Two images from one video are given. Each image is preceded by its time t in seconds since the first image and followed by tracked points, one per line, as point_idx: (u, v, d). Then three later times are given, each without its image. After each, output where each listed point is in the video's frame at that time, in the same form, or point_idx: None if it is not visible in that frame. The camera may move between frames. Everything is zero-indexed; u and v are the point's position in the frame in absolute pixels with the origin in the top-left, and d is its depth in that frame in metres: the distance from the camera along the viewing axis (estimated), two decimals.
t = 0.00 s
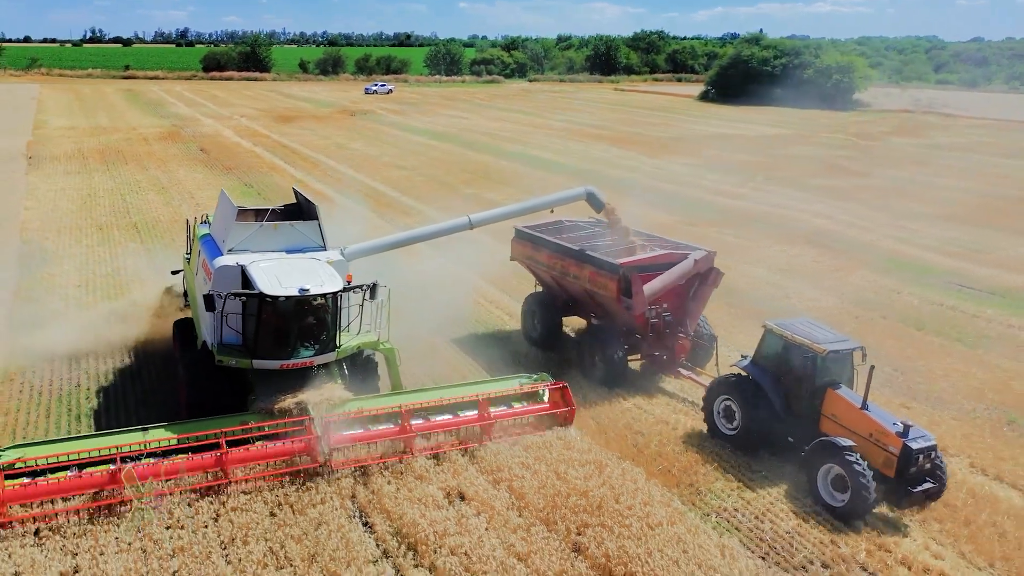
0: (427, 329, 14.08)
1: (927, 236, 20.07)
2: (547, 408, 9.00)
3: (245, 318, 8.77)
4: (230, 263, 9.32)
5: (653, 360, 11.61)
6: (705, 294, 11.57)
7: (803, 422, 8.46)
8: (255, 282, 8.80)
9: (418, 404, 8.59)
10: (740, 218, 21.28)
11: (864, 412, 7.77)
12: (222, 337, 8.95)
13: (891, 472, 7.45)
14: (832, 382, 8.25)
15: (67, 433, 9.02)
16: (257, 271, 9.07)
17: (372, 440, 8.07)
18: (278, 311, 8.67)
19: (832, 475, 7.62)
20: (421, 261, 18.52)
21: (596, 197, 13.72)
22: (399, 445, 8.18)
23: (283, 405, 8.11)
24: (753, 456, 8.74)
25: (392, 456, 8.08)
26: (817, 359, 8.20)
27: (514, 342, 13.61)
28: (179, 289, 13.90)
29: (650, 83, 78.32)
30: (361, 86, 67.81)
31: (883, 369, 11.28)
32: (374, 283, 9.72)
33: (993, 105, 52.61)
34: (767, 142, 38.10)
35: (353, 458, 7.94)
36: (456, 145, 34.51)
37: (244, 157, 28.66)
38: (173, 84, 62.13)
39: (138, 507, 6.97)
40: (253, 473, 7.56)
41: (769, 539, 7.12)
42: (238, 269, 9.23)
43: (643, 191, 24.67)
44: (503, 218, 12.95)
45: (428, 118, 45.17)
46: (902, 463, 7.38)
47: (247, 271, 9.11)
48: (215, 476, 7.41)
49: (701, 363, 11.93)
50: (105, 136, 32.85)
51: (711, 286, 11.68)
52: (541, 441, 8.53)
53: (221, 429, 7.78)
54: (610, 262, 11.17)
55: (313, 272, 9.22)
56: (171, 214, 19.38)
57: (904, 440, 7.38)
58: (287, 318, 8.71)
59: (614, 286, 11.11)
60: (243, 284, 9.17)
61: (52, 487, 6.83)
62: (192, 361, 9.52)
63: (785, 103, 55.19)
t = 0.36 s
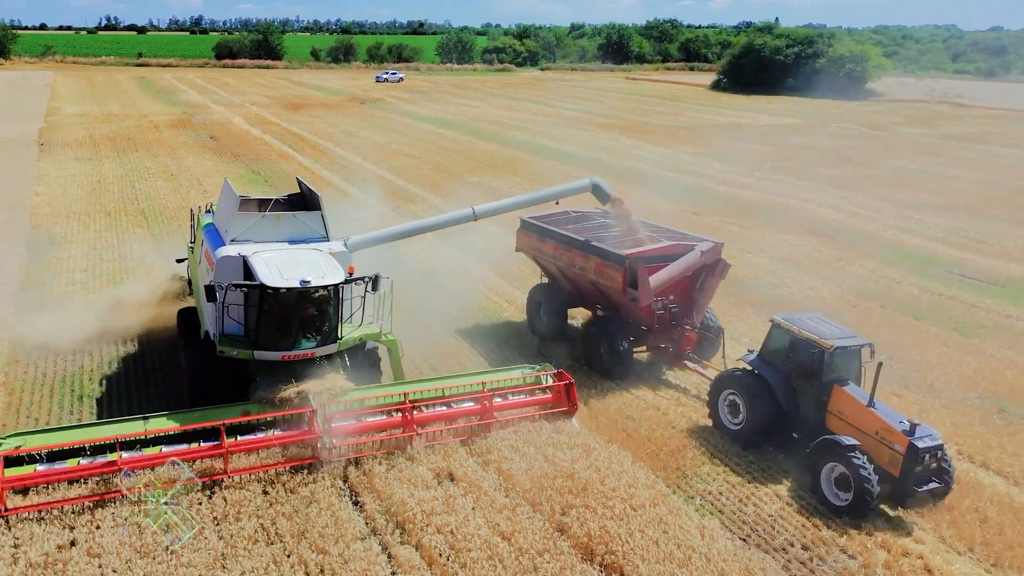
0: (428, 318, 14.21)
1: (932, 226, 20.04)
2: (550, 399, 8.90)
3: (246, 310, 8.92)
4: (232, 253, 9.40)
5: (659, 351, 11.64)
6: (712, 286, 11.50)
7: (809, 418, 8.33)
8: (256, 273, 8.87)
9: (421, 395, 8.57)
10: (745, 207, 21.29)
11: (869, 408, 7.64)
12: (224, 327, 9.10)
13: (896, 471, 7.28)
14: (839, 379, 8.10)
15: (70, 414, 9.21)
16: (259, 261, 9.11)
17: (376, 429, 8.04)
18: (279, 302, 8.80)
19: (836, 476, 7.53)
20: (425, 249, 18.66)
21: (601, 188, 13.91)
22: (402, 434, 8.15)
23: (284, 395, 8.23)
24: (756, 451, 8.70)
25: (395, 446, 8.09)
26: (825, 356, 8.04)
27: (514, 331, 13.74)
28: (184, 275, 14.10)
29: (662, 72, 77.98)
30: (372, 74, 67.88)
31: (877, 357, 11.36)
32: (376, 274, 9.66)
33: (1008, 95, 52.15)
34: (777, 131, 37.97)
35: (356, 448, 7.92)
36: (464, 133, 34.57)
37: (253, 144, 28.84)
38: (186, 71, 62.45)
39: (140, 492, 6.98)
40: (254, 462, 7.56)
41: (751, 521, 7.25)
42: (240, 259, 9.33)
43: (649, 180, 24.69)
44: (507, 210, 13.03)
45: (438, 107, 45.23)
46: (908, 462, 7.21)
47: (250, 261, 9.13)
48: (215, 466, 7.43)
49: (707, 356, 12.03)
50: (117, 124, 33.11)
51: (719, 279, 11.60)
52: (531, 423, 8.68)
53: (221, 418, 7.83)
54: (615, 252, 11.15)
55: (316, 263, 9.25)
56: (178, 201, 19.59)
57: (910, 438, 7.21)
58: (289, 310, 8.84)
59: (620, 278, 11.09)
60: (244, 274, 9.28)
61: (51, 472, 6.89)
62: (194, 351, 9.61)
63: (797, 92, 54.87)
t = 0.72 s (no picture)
0: (430, 309, 14.35)
1: (938, 219, 20.00)
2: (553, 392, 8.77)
3: (248, 302, 8.85)
4: (235, 246, 9.36)
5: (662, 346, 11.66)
6: (717, 281, 11.56)
7: (814, 416, 8.19)
8: (257, 267, 8.85)
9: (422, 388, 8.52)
10: (750, 200, 21.28)
11: (873, 407, 7.46)
12: (226, 320, 9.02)
13: (901, 472, 7.10)
14: (845, 377, 7.96)
15: (73, 396, 9.39)
16: (260, 254, 9.13)
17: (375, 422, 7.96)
18: (280, 295, 8.75)
19: (839, 475, 7.43)
20: (430, 239, 18.78)
21: (608, 183, 13.68)
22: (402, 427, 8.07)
23: (284, 386, 8.25)
24: (760, 450, 8.58)
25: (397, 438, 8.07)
26: (831, 353, 7.92)
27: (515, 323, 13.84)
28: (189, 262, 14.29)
29: (676, 64, 77.70)
30: (385, 65, 68.01)
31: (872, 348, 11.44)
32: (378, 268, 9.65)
33: None
34: (787, 124, 37.83)
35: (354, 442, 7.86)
36: (474, 124, 34.65)
37: (263, 134, 29.05)
38: (200, 62, 62.85)
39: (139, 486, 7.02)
40: (252, 455, 7.52)
41: (735, 507, 7.36)
42: (242, 252, 9.25)
43: (656, 172, 24.71)
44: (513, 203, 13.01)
45: (449, 98, 45.30)
46: (912, 463, 7.02)
47: (251, 254, 9.13)
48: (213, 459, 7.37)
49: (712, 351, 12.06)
50: (130, 113, 33.46)
51: (724, 272, 11.61)
52: (522, 410, 8.83)
53: (220, 409, 7.71)
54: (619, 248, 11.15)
55: (318, 257, 9.31)
56: (187, 190, 19.79)
57: (915, 439, 7.01)
58: (291, 304, 8.78)
59: (624, 274, 11.09)
60: (246, 267, 9.20)
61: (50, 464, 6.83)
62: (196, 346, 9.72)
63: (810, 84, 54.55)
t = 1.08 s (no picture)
0: (438, 299, 14.51)
1: (952, 213, 19.86)
2: (559, 385, 8.74)
3: (256, 294, 8.87)
4: (243, 238, 9.41)
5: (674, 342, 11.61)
6: (727, 277, 11.50)
7: (823, 415, 8.10)
8: (265, 260, 8.92)
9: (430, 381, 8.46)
10: (763, 192, 21.23)
11: (884, 408, 7.38)
12: (233, 312, 9.03)
13: (909, 473, 7.06)
14: (855, 377, 7.87)
15: (85, 378, 9.42)
16: (268, 247, 9.19)
17: (380, 415, 7.94)
18: (288, 288, 8.78)
19: (847, 477, 7.33)
20: (442, 231, 18.93)
21: (619, 178, 14.00)
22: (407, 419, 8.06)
23: (291, 378, 8.09)
24: (769, 450, 8.47)
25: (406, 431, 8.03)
26: (841, 353, 7.83)
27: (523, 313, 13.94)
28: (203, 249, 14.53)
29: (697, 55, 77.21)
30: (404, 56, 68.17)
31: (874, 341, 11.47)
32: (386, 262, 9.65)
33: None
34: (806, 117, 37.55)
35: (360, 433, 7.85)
36: (490, 116, 34.72)
37: (281, 125, 29.33)
38: (222, 53, 63.39)
39: (142, 474, 7.06)
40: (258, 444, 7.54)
41: (726, 494, 7.47)
42: (250, 245, 9.31)
43: (670, 164, 24.68)
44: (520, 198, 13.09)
45: (467, 89, 45.39)
46: (921, 463, 6.96)
47: (260, 247, 9.20)
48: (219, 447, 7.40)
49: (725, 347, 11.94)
50: (151, 104, 33.90)
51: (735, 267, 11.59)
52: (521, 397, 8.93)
53: (226, 397, 7.72)
54: (628, 244, 11.14)
55: (325, 249, 9.30)
56: (204, 179, 20.04)
57: (925, 441, 6.95)
58: (299, 295, 8.85)
59: (633, 269, 11.08)
60: (254, 258, 9.26)
61: (55, 451, 6.93)
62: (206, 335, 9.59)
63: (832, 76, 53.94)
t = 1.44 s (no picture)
0: (447, 290, 14.66)
1: (969, 209, 19.69)
2: (566, 380, 8.67)
3: (264, 287, 8.82)
4: (252, 231, 9.32)
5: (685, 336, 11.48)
6: (740, 273, 11.30)
7: (831, 415, 7.94)
8: (273, 252, 8.83)
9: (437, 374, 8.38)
10: (778, 186, 21.16)
11: (894, 410, 7.25)
12: (242, 304, 8.99)
13: (918, 475, 6.97)
14: (865, 377, 7.70)
15: (98, 362, 9.62)
16: (276, 240, 9.02)
17: (385, 407, 7.94)
18: (295, 280, 8.73)
19: (853, 479, 7.22)
20: (455, 223, 19.05)
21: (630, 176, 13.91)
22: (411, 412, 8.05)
23: (298, 372, 8.08)
24: (776, 448, 8.38)
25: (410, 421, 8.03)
26: (850, 352, 7.65)
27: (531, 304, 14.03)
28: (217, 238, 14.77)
29: (719, 49, 76.67)
30: (425, 49, 68.32)
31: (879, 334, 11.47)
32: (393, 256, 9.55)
33: None
34: (826, 111, 37.24)
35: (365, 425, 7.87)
36: (507, 109, 34.78)
37: (299, 117, 29.61)
38: (245, 45, 63.93)
39: (150, 467, 7.10)
40: (263, 439, 7.57)
41: (718, 482, 7.57)
42: (258, 237, 9.20)
43: (685, 158, 24.64)
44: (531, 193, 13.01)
45: (486, 82, 45.46)
46: (930, 466, 6.88)
47: (267, 240, 9.03)
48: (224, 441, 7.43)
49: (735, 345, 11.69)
50: (173, 95, 34.34)
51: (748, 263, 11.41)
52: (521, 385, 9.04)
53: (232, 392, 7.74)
54: (639, 240, 11.02)
55: (333, 242, 9.14)
56: (221, 170, 20.31)
57: (934, 443, 6.87)
58: (308, 288, 8.78)
59: (644, 265, 10.96)
60: (261, 252, 9.16)
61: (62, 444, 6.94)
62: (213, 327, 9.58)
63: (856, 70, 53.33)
